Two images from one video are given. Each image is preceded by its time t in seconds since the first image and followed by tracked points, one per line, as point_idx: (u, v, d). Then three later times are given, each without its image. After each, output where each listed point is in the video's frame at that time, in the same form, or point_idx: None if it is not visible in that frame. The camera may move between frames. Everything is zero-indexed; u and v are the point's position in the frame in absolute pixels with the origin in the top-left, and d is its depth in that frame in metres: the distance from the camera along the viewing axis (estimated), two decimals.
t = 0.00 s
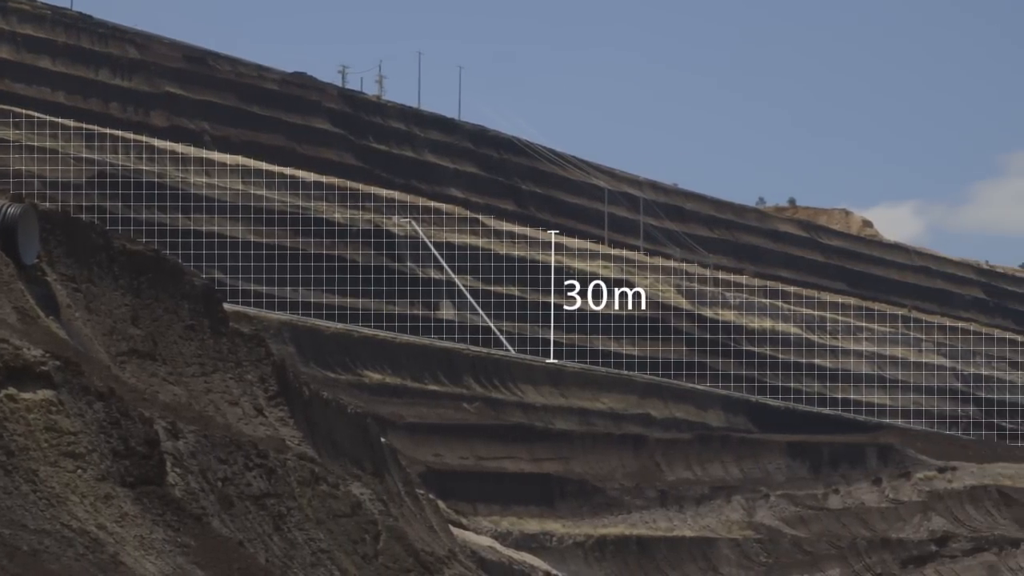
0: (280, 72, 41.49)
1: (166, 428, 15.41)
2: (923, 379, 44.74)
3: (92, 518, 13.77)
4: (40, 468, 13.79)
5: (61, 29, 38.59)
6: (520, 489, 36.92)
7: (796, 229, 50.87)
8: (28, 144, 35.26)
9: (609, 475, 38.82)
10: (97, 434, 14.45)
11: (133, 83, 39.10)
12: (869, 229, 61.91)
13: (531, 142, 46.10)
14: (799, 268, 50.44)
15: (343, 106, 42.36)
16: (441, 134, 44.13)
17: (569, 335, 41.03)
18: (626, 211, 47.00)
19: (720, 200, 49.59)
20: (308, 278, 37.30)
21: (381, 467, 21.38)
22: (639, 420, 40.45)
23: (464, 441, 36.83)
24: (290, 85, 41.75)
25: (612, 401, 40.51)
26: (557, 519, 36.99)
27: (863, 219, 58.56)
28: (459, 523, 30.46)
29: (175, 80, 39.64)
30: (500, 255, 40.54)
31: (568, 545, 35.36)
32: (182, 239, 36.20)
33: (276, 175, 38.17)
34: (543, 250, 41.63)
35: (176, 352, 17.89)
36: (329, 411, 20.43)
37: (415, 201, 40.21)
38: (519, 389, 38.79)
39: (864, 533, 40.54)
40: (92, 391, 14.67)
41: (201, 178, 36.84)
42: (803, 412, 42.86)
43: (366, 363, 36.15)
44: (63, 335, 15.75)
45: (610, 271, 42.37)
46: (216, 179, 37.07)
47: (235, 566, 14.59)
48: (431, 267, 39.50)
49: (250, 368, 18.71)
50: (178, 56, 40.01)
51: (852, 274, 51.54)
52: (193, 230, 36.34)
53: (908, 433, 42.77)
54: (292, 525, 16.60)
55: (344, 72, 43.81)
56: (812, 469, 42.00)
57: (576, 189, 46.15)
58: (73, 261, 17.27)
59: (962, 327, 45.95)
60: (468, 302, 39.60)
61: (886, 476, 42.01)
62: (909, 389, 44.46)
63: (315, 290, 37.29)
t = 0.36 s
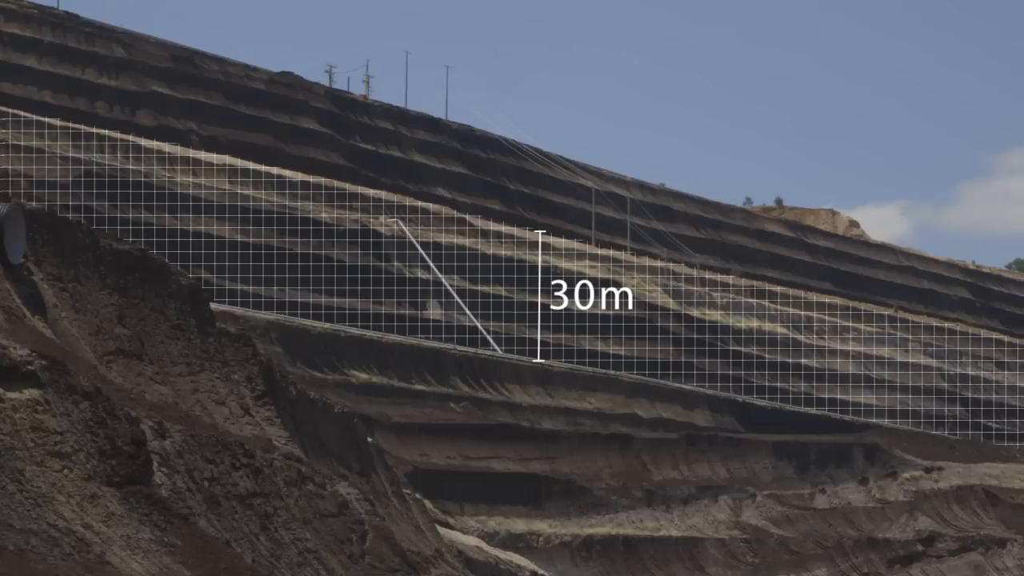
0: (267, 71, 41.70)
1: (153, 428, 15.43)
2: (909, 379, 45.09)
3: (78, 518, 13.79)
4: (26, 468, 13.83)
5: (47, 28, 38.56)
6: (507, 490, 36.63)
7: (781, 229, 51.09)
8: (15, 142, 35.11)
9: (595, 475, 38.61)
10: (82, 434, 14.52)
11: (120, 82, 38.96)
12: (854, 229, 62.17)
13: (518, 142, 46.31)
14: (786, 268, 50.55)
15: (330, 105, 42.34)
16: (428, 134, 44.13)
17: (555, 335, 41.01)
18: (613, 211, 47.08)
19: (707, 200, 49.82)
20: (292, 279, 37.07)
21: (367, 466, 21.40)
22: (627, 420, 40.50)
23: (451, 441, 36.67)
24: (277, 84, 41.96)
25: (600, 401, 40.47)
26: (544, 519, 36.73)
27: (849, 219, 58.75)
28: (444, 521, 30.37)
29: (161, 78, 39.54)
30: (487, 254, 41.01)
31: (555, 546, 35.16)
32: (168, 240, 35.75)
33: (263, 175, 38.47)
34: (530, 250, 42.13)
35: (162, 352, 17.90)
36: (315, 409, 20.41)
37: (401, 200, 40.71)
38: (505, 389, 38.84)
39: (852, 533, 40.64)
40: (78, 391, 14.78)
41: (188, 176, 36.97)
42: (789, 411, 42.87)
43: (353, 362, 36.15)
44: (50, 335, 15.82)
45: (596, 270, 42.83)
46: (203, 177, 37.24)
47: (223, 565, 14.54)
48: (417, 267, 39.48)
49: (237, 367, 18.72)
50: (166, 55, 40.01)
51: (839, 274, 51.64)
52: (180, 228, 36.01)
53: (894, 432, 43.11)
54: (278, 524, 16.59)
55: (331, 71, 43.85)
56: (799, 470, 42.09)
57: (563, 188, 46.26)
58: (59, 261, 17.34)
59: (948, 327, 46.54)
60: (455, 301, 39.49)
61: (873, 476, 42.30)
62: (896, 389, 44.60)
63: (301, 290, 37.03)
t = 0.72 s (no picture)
0: (260, 71, 41.54)
1: (146, 427, 15.43)
2: (902, 379, 45.08)
3: (71, 518, 13.83)
4: (19, 468, 13.86)
5: (39, 28, 38.54)
6: (500, 490, 36.62)
7: (775, 229, 51.11)
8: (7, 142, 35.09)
9: (589, 475, 38.60)
10: (77, 433, 14.52)
11: (114, 82, 38.92)
12: (847, 229, 62.23)
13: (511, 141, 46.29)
14: (779, 267, 50.59)
15: (324, 105, 42.30)
16: (421, 134, 44.11)
17: (549, 335, 41.09)
18: (606, 210, 47.07)
19: (700, 199, 49.81)
20: (287, 279, 37.23)
21: (361, 466, 21.42)
22: (621, 420, 40.54)
23: (445, 440, 36.64)
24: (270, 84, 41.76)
25: (594, 401, 40.43)
26: (538, 518, 36.73)
27: (842, 219, 58.75)
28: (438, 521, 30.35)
29: (155, 78, 39.48)
30: (481, 253, 41.06)
31: (548, 545, 35.16)
32: (162, 240, 35.73)
33: (257, 173, 38.34)
34: (524, 250, 42.05)
35: (156, 351, 17.92)
36: (308, 409, 20.42)
37: (395, 200, 40.63)
38: (498, 389, 38.86)
39: (845, 532, 40.65)
40: (72, 390, 14.75)
41: (180, 176, 36.93)
42: (782, 412, 42.92)
43: (346, 362, 36.16)
44: (43, 335, 15.86)
45: (590, 269, 42.75)
46: (196, 177, 37.19)
47: (216, 565, 14.57)
48: (410, 267, 39.50)
49: (230, 366, 18.73)
50: (159, 55, 39.99)
51: (833, 274, 51.64)
52: (174, 228, 35.97)
53: (887, 432, 43.14)
54: (272, 524, 16.61)
55: (325, 71, 43.81)
56: (792, 469, 42.02)
57: (556, 188, 46.24)
58: (52, 260, 17.37)
59: (941, 326, 46.67)
60: (448, 301, 39.61)
61: (866, 476, 42.23)
62: (888, 389, 44.72)
63: (296, 290, 37.23)
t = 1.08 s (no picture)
0: (260, 71, 41.51)
1: (147, 427, 15.42)
2: (903, 379, 45.07)
3: (72, 518, 13.83)
4: (19, 468, 13.85)
5: (39, 28, 38.54)
6: (501, 490, 36.61)
7: (775, 229, 51.07)
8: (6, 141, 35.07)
9: (590, 475, 38.58)
10: (77, 433, 14.51)
11: (114, 82, 38.93)
12: (847, 229, 62.17)
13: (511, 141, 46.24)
14: (779, 267, 50.55)
15: (324, 105, 42.26)
16: (421, 133, 44.08)
17: (549, 334, 41.06)
18: (606, 210, 47.04)
19: (700, 199, 49.77)
20: (287, 279, 37.26)
21: (361, 465, 21.41)
22: (621, 419, 40.51)
23: (445, 440, 36.64)
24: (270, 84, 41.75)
25: (594, 401, 40.41)
26: (538, 518, 36.72)
27: (842, 218, 58.74)
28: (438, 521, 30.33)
29: (155, 78, 39.46)
30: (481, 253, 41.02)
31: (548, 545, 35.14)
32: (162, 239, 35.77)
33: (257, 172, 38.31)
34: (524, 250, 41.93)
35: (156, 351, 17.92)
36: (308, 408, 20.41)
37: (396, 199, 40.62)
38: (499, 389, 38.85)
39: (845, 532, 40.68)
40: (72, 390, 14.74)
41: (180, 176, 36.89)
42: (783, 412, 42.98)
43: (346, 362, 36.15)
44: (44, 335, 15.86)
45: (591, 269, 42.70)
46: (196, 177, 37.17)
47: (216, 565, 14.57)
48: (411, 267, 39.48)
49: (231, 366, 18.71)
50: (159, 54, 39.98)
51: (833, 274, 51.62)
52: (174, 228, 35.99)
53: (887, 432, 43.13)
54: (272, 524, 16.61)
55: (325, 70, 43.78)
56: (792, 468, 42.03)
57: (556, 187, 46.19)
58: (52, 261, 17.37)
59: (941, 326, 46.57)
60: (448, 301, 39.61)
61: (866, 475, 42.23)
62: (889, 389, 44.71)
63: (296, 290, 37.27)
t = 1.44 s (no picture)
0: (260, 71, 41.49)
1: (147, 427, 15.43)
2: (903, 379, 45.08)
3: (72, 517, 13.84)
4: (19, 468, 13.86)
5: (39, 27, 38.53)
6: (501, 489, 36.61)
7: (775, 229, 51.03)
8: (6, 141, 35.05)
9: (590, 475, 38.58)
10: (77, 433, 14.52)
11: (115, 81, 38.93)
12: (847, 229, 62.16)
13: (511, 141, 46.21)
14: (779, 267, 50.55)
15: (324, 105, 42.24)
16: (421, 133, 44.07)
17: (549, 334, 41.06)
18: (606, 210, 47.03)
19: (700, 199, 49.74)
20: (287, 279, 37.26)
21: (361, 465, 21.41)
22: (621, 419, 40.50)
23: (446, 440, 36.64)
24: (270, 84, 41.73)
25: (594, 400, 40.40)
26: (538, 518, 36.72)
27: (842, 218, 58.74)
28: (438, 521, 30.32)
29: (155, 78, 39.45)
30: (481, 253, 40.99)
31: (548, 545, 35.15)
32: (162, 239, 35.78)
33: (257, 172, 38.29)
34: (524, 250, 41.91)
35: (156, 351, 17.94)
36: (308, 408, 20.41)
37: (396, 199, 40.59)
38: (498, 388, 38.85)
39: (845, 532, 40.70)
40: (72, 390, 14.74)
41: (180, 176, 36.86)
42: (783, 412, 42.97)
43: (346, 361, 36.16)
44: (44, 335, 15.88)
45: (591, 269, 42.65)
46: (196, 177, 37.16)
47: (216, 564, 14.59)
48: (411, 266, 39.48)
49: (231, 366, 18.72)
50: (160, 54, 39.96)
51: (833, 274, 51.62)
52: (174, 228, 36.01)
53: (888, 432, 43.13)
54: (272, 524, 16.61)
55: (325, 70, 43.76)
56: (792, 468, 42.02)
57: (555, 187, 46.17)
58: (53, 260, 17.38)
59: (941, 326, 46.61)
60: (448, 301, 39.61)
61: (866, 475, 42.22)
62: (889, 389, 44.71)
63: (296, 290, 37.30)
